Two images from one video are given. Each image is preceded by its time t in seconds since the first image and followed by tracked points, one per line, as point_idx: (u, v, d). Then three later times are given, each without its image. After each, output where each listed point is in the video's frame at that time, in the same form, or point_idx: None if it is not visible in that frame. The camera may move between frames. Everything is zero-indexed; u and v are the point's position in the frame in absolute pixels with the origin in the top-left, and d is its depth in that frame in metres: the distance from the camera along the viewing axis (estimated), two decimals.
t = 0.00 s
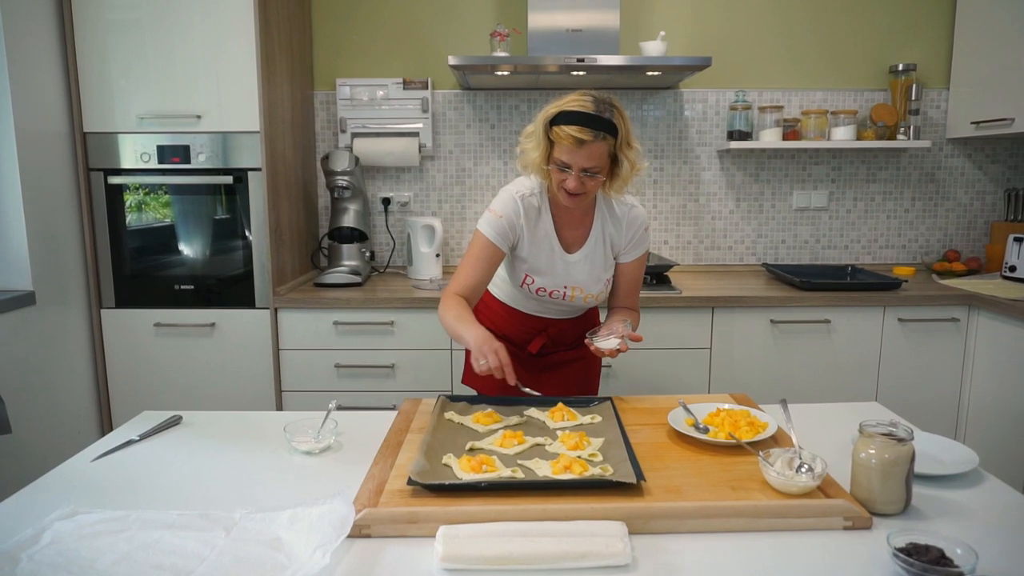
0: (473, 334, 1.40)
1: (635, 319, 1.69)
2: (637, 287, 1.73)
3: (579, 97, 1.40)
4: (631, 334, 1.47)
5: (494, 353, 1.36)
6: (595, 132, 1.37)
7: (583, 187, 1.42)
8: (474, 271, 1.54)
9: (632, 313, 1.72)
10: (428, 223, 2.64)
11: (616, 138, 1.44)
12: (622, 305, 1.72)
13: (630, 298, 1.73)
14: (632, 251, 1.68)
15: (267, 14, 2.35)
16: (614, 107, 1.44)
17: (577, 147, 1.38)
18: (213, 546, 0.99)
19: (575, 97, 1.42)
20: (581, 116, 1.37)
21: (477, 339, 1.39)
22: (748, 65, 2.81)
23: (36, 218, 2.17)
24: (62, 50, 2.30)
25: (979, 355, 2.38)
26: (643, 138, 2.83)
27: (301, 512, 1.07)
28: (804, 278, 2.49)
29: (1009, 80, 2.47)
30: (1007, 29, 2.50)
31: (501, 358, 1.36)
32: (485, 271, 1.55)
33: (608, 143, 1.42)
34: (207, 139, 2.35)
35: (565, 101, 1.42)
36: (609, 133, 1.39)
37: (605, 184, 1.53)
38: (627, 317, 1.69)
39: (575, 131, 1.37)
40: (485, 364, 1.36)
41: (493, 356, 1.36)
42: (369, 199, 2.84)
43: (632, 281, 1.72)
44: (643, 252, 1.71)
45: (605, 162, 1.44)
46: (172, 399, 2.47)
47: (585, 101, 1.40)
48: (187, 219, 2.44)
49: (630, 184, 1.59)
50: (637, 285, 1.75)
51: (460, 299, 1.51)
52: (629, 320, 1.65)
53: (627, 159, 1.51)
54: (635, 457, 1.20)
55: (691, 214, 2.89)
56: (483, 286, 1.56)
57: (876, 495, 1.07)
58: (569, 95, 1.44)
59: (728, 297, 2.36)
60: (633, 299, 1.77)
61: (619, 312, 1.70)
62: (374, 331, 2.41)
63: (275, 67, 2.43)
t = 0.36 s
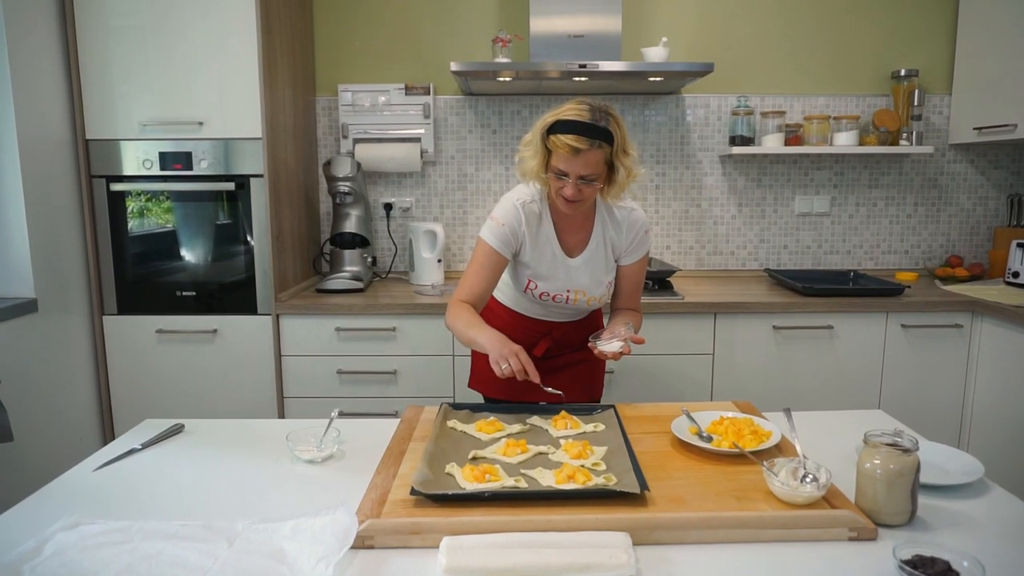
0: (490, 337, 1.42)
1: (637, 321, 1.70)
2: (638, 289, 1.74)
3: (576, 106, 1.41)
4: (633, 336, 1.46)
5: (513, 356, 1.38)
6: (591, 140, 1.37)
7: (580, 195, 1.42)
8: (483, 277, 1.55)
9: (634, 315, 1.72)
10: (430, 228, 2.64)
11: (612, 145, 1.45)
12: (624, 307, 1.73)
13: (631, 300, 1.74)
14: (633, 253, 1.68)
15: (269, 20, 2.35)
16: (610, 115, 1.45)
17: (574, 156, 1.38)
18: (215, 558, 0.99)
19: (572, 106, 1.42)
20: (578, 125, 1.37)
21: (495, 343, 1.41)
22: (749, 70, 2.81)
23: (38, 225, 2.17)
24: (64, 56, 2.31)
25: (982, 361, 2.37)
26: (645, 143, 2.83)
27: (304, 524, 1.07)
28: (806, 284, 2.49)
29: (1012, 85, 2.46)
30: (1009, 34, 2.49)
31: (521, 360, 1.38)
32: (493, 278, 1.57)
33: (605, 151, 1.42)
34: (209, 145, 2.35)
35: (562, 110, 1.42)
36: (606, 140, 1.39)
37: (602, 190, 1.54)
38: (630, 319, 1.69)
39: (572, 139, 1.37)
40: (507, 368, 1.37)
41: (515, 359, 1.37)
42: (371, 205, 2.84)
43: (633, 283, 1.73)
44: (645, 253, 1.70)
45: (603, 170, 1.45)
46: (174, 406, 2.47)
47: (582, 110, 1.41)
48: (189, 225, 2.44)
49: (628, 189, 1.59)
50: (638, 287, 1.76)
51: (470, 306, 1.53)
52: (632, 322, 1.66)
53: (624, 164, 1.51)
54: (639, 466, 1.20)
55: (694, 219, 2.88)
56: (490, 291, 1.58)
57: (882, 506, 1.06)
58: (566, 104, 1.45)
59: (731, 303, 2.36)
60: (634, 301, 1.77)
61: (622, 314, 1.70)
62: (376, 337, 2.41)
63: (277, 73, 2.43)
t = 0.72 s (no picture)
0: (456, 336, 1.42)
1: (634, 326, 1.69)
2: (636, 293, 1.72)
3: (570, 108, 1.42)
4: (623, 339, 1.48)
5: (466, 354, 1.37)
6: (583, 141, 1.38)
7: (573, 195, 1.43)
8: (471, 274, 1.56)
9: (631, 319, 1.71)
10: (431, 232, 2.64)
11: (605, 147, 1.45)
12: (622, 311, 1.71)
13: (629, 304, 1.72)
14: (631, 257, 1.67)
15: (270, 25, 2.36)
16: (604, 117, 1.46)
17: (566, 157, 1.40)
18: (216, 566, 0.99)
19: (566, 108, 1.44)
20: (572, 127, 1.38)
21: (458, 341, 1.40)
22: (750, 74, 2.81)
23: (39, 230, 2.17)
24: (65, 61, 2.31)
25: (983, 365, 2.37)
26: (645, 147, 2.83)
27: (304, 531, 1.07)
28: (807, 288, 2.49)
29: (1013, 88, 2.46)
30: (1010, 38, 2.49)
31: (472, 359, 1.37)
32: (481, 276, 1.57)
33: (598, 152, 1.43)
34: (209, 150, 2.36)
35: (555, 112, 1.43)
36: (599, 142, 1.40)
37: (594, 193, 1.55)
38: (626, 323, 1.68)
39: (566, 140, 1.38)
40: (456, 365, 1.36)
41: (465, 358, 1.37)
42: (372, 208, 2.85)
43: (631, 286, 1.71)
44: (642, 258, 1.69)
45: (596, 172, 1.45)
46: (175, 409, 2.48)
47: (576, 112, 1.42)
48: (190, 229, 2.44)
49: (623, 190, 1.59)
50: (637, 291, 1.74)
51: (458, 303, 1.53)
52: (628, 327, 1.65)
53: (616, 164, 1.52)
54: (638, 473, 1.20)
55: (694, 222, 2.89)
56: (479, 292, 1.58)
57: (881, 514, 1.07)
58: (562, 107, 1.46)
59: (731, 306, 2.36)
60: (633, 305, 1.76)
61: (619, 318, 1.69)
62: (377, 341, 2.41)
63: (277, 77, 2.44)
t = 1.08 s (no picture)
0: (474, 345, 1.43)
1: (633, 326, 1.68)
2: (635, 293, 1.72)
3: (566, 110, 1.42)
4: (620, 339, 1.49)
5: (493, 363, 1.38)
6: (582, 142, 1.39)
7: (574, 197, 1.43)
8: (477, 282, 1.56)
9: (630, 319, 1.70)
10: (430, 233, 2.64)
11: (603, 147, 1.46)
12: (621, 312, 1.71)
13: (628, 304, 1.71)
14: (629, 257, 1.67)
15: (269, 27, 2.36)
16: (600, 117, 1.46)
17: (565, 159, 1.40)
18: (212, 571, 0.99)
19: (562, 111, 1.44)
20: (569, 129, 1.38)
21: (478, 349, 1.41)
22: (750, 75, 2.81)
23: (38, 231, 2.18)
24: (65, 63, 2.31)
25: (982, 366, 2.36)
26: (644, 148, 2.83)
27: (301, 535, 1.07)
28: (806, 289, 2.48)
29: (1014, 89, 2.46)
30: (1011, 38, 2.49)
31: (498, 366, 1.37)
32: (489, 281, 1.58)
33: (596, 153, 1.43)
34: (208, 151, 2.36)
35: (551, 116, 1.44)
36: (596, 142, 1.40)
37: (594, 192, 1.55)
38: (625, 324, 1.67)
39: (564, 142, 1.38)
40: (484, 374, 1.37)
41: (492, 366, 1.37)
42: (371, 209, 2.85)
43: (630, 286, 1.71)
44: (641, 258, 1.69)
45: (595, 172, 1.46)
46: (175, 411, 2.48)
47: (572, 114, 1.42)
48: (190, 230, 2.45)
49: (620, 189, 1.59)
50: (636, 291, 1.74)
51: (465, 311, 1.54)
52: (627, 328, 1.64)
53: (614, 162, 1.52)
54: (635, 477, 1.20)
55: (693, 224, 2.88)
56: (485, 296, 1.59)
57: (877, 519, 1.07)
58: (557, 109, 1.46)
59: (730, 308, 2.36)
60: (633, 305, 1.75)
61: (618, 319, 1.69)
62: (376, 342, 2.41)
63: (276, 78, 2.43)
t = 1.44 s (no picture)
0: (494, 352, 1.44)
1: (631, 328, 1.70)
2: (632, 294, 1.74)
3: (565, 111, 1.43)
4: (622, 344, 1.48)
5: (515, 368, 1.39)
6: (582, 142, 1.39)
7: (574, 198, 1.43)
8: (484, 289, 1.57)
9: (629, 321, 1.72)
10: (428, 236, 2.65)
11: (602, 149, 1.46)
12: (619, 313, 1.73)
13: (626, 306, 1.73)
14: (626, 260, 1.68)
15: (268, 31, 2.36)
16: (599, 119, 1.47)
17: (565, 158, 1.40)
18: None
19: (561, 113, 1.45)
20: (569, 128, 1.39)
21: (499, 356, 1.42)
22: (749, 78, 2.81)
23: (38, 235, 2.18)
24: (64, 67, 2.32)
25: (980, 370, 2.37)
26: (643, 151, 2.83)
27: (297, 544, 1.08)
28: (804, 292, 2.49)
29: (1013, 93, 2.46)
30: (1010, 42, 2.49)
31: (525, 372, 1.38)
32: (495, 287, 1.59)
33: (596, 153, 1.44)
34: (208, 155, 2.36)
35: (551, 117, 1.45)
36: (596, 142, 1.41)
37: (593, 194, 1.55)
38: (623, 326, 1.69)
39: (564, 142, 1.39)
40: (511, 377, 1.38)
41: (518, 369, 1.38)
42: (370, 212, 2.85)
43: (627, 288, 1.72)
44: (638, 260, 1.70)
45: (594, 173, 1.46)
46: (174, 414, 2.49)
47: (572, 115, 1.43)
48: (190, 233, 2.45)
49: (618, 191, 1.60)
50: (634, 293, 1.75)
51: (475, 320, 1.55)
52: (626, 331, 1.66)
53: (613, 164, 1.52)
54: (631, 485, 1.21)
55: (692, 226, 2.89)
56: (491, 301, 1.60)
57: (872, 529, 1.07)
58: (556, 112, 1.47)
59: (728, 312, 2.36)
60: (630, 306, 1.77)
61: (616, 321, 1.70)
62: (375, 346, 2.41)
63: (275, 81, 2.44)
